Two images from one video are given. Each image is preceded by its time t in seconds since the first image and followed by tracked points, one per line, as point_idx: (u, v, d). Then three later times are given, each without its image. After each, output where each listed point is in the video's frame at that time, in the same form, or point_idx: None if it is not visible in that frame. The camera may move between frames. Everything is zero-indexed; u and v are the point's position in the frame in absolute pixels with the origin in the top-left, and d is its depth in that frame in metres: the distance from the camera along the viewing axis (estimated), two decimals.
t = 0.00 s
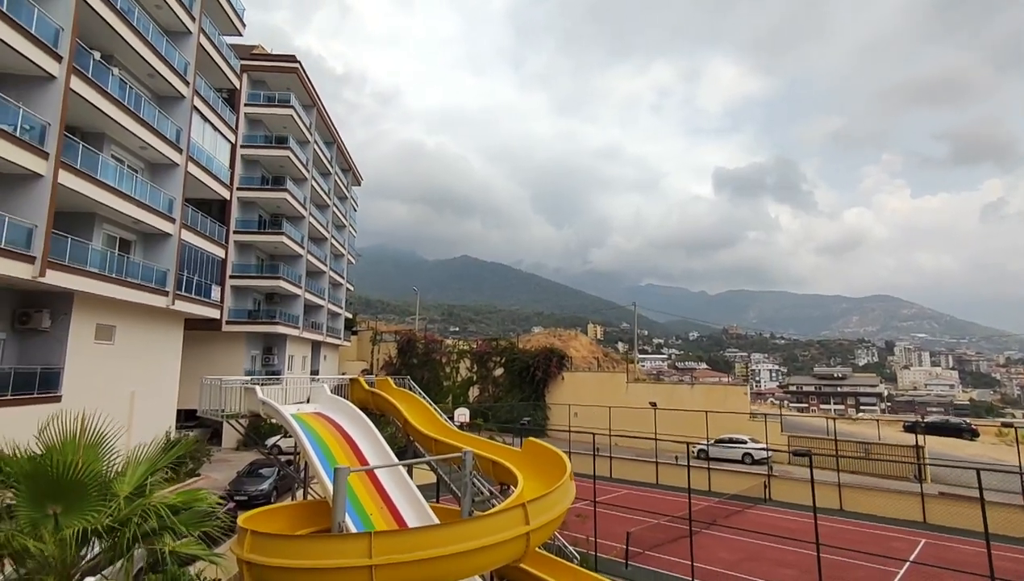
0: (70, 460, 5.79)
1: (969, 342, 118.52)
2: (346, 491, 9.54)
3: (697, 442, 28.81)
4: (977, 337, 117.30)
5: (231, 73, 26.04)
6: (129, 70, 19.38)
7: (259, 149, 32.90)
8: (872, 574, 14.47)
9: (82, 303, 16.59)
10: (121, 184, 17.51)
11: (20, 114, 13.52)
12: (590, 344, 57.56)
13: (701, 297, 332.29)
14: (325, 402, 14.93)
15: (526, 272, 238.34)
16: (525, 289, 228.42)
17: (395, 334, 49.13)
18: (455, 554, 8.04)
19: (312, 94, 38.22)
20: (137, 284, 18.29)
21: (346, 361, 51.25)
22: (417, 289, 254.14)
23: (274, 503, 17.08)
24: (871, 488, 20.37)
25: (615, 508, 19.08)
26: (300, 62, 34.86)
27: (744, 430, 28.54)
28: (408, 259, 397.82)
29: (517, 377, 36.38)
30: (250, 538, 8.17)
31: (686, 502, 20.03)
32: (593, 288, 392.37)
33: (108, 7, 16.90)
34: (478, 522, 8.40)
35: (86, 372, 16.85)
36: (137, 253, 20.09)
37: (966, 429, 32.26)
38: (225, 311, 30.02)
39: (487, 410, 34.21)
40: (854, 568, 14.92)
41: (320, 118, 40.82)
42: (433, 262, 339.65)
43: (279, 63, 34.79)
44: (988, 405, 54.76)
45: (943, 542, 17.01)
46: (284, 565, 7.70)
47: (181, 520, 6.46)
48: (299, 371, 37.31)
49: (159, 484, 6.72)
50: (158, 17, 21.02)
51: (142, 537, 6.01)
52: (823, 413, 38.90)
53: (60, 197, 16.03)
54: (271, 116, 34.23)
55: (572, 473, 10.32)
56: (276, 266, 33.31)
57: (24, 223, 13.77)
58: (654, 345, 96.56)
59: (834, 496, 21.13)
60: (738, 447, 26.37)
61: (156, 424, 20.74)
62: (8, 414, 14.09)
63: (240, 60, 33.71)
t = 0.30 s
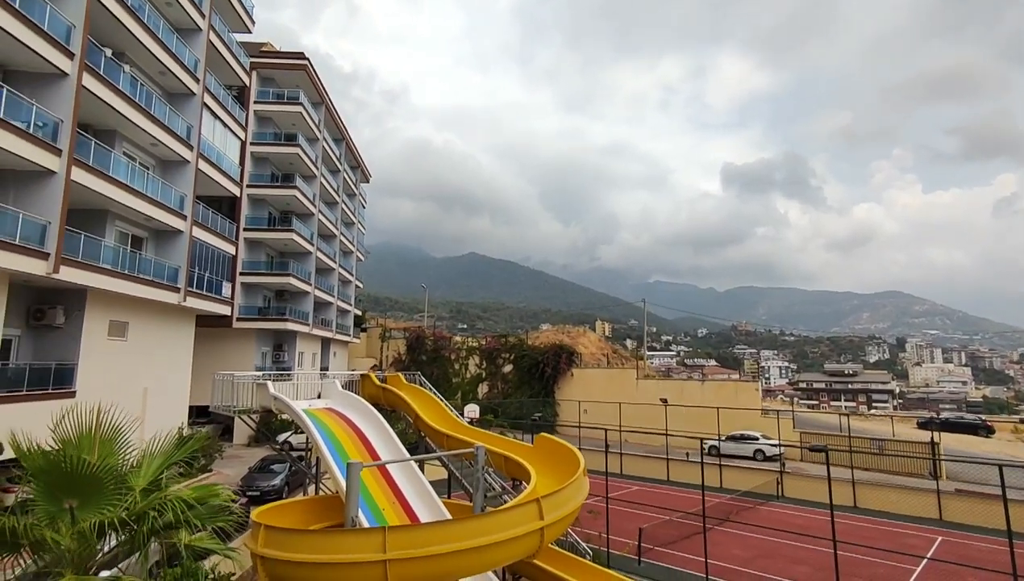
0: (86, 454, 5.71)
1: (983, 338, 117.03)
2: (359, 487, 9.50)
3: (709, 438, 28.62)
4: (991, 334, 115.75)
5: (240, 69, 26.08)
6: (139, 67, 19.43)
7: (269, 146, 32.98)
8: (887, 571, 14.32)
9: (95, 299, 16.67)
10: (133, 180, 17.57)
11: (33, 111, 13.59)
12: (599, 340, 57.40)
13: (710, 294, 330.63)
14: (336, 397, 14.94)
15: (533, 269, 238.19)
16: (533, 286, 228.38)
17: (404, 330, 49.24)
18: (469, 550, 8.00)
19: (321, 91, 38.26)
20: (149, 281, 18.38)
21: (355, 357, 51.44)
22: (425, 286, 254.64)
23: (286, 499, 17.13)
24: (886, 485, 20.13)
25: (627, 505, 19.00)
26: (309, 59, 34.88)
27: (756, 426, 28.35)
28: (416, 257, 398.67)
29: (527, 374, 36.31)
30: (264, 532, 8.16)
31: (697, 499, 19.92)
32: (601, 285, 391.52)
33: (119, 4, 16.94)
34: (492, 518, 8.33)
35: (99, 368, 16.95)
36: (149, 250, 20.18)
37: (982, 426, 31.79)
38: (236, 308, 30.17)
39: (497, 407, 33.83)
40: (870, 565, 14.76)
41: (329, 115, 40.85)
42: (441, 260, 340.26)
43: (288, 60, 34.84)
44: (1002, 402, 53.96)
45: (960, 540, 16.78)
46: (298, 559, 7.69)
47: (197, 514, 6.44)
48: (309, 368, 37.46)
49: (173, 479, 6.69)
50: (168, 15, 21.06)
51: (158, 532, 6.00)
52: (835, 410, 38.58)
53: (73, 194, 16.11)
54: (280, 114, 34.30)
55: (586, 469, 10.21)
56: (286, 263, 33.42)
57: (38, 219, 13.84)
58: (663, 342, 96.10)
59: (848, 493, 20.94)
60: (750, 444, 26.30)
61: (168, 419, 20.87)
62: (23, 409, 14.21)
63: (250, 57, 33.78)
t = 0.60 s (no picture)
0: (104, 442, 5.74)
1: (993, 335, 116.04)
2: (371, 480, 9.49)
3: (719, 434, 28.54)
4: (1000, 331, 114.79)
5: (248, 66, 26.12)
6: (149, 64, 19.49)
7: (276, 143, 33.05)
8: (899, 566, 14.24)
9: (107, 295, 16.76)
10: (143, 176, 17.64)
11: (45, 106, 13.66)
12: (606, 337, 57.30)
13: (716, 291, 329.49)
14: (346, 392, 14.98)
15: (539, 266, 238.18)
16: (539, 283, 228.36)
17: (411, 327, 49.33)
18: (483, 542, 7.98)
19: (328, 88, 38.28)
20: (159, 276, 18.46)
21: (363, 354, 51.62)
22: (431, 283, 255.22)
23: (296, 493, 17.19)
24: (896, 481, 20.03)
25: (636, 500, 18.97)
26: (316, 56, 34.90)
27: (766, 422, 28.24)
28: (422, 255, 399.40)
29: (534, 370, 36.30)
30: (277, 524, 8.17)
31: (707, 494, 19.88)
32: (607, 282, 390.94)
33: None
34: (505, 510, 8.30)
35: (111, 363, 17.06)
36: (159, 246, 20.27)
37: (993, 422, 31.50)
38: (244, 304, 30.30)
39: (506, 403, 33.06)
40: (882, 560, 14.67)
41: (336, 112, 40.89)
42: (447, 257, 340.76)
43: (295, 57, 34.88)
44: (1012, 399, 53.48)
45: (973, 536, 16.62)
46: (312, 551, 7.69)
47: (213, 504, 6.47)
48: (317, 364, 37.61)
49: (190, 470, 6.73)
50: (176, 11, 21.10)
51: (174, 520, 6.03)
52: (844, 406, 38.36)
53: (84, 190, 16.19)
54: (287, 111, 34.37)
55: (598, 463, 10.15)
56: (294, 259, 33.52)
57: (50, 214, 13.91)
58: (669, 339, 95.82)
59: (859, 489, 20.80)
60: (759, 440, 26.24)
61: (179, 414, 20.97)
62: (37, 403, 14.32)
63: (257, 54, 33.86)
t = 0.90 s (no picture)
0: (130, 427, 5.80)
1: (1010, 331, 114.29)
2: (388, 473, 9.47)
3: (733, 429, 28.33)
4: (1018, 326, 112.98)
5: (261, 62, 26.22)
6: (164, 60, 19.61)
7: (289, 139, 33.19)
8: (920, 561, 14.05)
9: (124, 290, 16.89)
10: (159, 171, 17.75)
11: (63, 102, 13.77)
12: (617, 333, 57.12)
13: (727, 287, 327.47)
14: (361, 385, 15.03)
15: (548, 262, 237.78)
16: (549, 280, 227.98)
17: (423, 323, 49.45)
18: (502, 535, 7.95)
19: (339, 84, 38.36)
20: (175, 271, 18.58)
21: (374, 350, 51.84)
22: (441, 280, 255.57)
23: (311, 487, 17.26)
24: (915, 477, 19.80)
25: (650, 495, 18.88)
26: (327, 52, 34.97)
27: (780, 418, 28.00)
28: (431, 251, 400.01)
29: (546, 365, 36.24)
30: (296, 516, 8.18)
31: (721, 489, 19.75)
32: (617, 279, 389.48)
33: None
34: (524, 503, 8.25)
35: (128, 357, 17.20)
36: (174, 241, 20.41)
37: (1013, 419, 31.01)
38: (258, 300, 30.47)
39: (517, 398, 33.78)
40: (902, 555, 14.48)
41: (347, 108, 40.99)
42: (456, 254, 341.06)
43: (306, 53, 34.98)
44: None
45: (994, 532, 16.36)
46: (331, 542, 7.70)
47: (236, 493, 6.48)
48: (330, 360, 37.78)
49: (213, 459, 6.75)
50: (191, 7, 21.21)
51: (198, 509, 6.06)
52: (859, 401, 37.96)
53: (101, 186, 16.32)
54: (299, 107, 34.49)
55: (616, 457, 10.06)
56: (307, 255, 33.67)
57: (69, 209, 14.03)
58: (680, 335, 95.34)
59: (877, 484, 20.57)
60: (774, 435, 26.08)
61: (195, 408, 21.14)
62: (57, 396, 14.49)
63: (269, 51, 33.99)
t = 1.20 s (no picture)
0: (157, 412, 5.83)
1: None
2: (409, 463, 9.45)
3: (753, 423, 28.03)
4: None
5: (278, 57, 26.35)
6: (183, 55, 19.76)
7: (305, 135, 33.38)
8: (948, 557, 13.77)
9: (146, 283, 17.11)
10: (179, 166, 17.91)
11: (86, 97, 13.92)
12: (632, 327, 56.77)
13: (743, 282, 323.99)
14: (380, 377, 15.06)
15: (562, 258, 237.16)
16: (563, 275, 227.44)
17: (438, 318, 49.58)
18: (525, 524, 7.88)
19: (355, 79, 38.46)
20: (195, 265, 18.77)
21: (390, 344, 52.11)
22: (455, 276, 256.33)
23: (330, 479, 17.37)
24: (942, 473, 19.40)
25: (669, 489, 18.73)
26: (343, 47, 35.07)
27: (800, 412, 27.62)
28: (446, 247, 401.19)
29: (562, 360, 36.12)
30: (318, 504, 8.17)
31: (741, 483, 19.54)
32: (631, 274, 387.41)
33: None
34: (548, 492, 8.18)
35: (150, 349, 17.43)
36: (194, 235, 20.61)
37: None
38: (275, 294, 30.74)
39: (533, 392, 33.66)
40: (929, 551, 14.21)
41: (362, 103, 41.10)
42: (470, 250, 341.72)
43: (322, 48, 35.12)
44: None
45: None
46: (354, 531, 7.68)
47: (261, 479, 6.51)
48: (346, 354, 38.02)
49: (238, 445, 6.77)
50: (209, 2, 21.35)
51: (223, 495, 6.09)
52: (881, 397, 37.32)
53: (123, 180, 16.51)
54: (315, 102, 34.66)
55: (638, 448, 9.94)
56: (323, 250, 33.86)
57: (92, 203, 14.20)
58: (695, 330, 94.54)
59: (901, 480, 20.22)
60: (795, 430, 26.00)
61: (215, 401, 21.39)
62: (83, 387, 14.74)
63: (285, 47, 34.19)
